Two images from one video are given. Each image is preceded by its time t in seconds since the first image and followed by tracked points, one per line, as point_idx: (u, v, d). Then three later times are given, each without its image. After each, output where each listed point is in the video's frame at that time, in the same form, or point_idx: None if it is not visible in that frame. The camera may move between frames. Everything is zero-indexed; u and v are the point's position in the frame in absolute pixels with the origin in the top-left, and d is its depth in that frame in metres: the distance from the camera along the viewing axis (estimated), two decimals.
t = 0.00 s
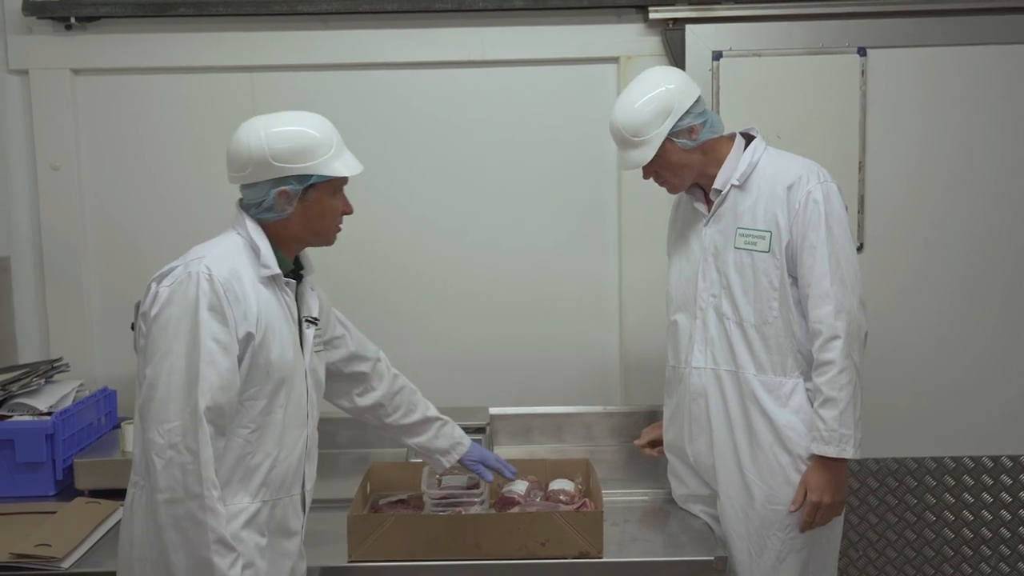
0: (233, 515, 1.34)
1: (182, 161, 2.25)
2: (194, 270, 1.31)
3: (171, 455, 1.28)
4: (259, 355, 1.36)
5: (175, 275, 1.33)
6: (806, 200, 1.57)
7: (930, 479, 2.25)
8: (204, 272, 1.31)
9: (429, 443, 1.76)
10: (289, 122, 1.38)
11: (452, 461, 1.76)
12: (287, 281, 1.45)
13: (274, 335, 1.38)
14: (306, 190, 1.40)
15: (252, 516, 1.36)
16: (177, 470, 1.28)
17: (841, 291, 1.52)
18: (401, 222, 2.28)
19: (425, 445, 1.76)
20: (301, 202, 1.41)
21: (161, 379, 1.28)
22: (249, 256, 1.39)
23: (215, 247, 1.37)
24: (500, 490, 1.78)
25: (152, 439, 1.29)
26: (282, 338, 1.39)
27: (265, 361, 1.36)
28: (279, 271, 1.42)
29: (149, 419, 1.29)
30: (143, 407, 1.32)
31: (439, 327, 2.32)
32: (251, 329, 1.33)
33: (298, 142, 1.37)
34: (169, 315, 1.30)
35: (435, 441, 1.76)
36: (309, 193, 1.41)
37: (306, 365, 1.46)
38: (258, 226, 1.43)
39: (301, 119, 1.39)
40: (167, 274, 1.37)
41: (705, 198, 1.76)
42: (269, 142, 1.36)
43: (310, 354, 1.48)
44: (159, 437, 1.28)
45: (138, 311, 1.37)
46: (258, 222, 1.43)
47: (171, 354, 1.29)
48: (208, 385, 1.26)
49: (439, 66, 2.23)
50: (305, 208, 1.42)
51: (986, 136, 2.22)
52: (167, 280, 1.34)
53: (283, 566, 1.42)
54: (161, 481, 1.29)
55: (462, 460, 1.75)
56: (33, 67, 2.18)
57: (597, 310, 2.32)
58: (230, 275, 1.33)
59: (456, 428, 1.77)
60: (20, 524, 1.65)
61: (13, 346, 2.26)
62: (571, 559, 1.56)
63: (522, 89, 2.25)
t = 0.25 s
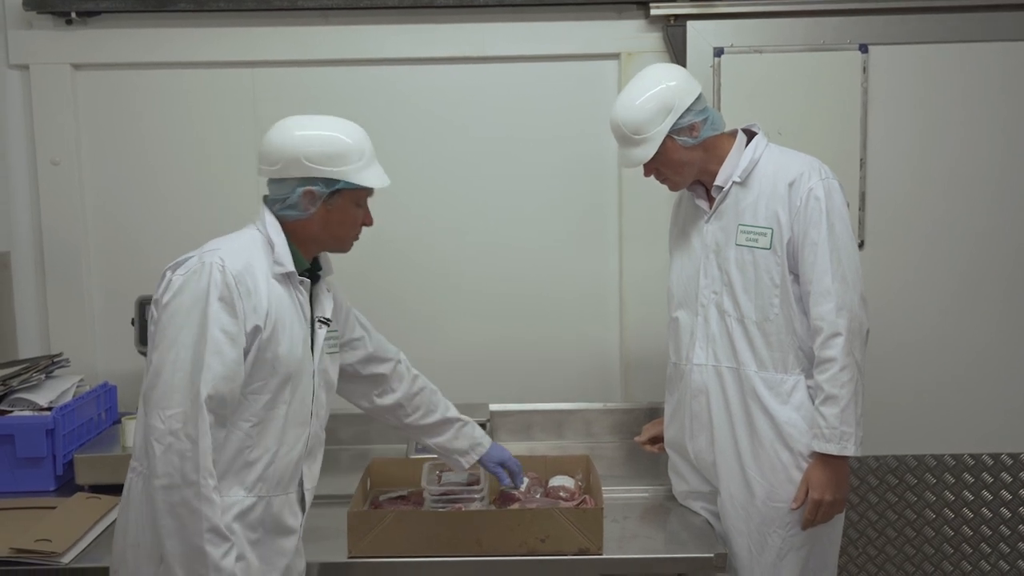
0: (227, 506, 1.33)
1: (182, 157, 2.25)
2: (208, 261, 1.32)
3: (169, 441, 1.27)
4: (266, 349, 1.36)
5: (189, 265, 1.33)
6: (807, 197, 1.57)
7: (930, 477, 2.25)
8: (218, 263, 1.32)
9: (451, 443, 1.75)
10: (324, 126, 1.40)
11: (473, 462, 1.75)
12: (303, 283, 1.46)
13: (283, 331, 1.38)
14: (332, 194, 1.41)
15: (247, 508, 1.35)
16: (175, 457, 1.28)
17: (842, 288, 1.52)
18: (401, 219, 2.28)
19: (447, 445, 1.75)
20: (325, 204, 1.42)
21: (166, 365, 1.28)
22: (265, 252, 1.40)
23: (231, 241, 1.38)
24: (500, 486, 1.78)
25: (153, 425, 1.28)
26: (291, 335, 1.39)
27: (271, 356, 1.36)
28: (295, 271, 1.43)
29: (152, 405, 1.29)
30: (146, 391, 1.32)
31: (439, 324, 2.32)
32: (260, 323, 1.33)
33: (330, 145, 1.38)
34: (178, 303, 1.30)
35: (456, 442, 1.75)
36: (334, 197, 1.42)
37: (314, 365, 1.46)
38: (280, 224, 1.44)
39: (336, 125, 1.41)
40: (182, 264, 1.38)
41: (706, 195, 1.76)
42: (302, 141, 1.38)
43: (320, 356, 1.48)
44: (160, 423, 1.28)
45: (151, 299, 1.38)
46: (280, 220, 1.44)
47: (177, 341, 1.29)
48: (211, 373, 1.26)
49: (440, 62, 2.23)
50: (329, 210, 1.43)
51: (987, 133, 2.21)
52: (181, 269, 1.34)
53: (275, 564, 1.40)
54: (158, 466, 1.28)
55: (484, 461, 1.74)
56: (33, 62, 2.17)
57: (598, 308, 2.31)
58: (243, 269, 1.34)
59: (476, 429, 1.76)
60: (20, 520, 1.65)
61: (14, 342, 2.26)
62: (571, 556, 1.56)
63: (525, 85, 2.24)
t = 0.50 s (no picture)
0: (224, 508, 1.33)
1: (184, 156, 2.25)
2: (223, 263, 1.32)
3: (174, 440, 1.25)
4: (273, 354, 1.36)
5: (204, 264, 1.33)
6: (809, 198, 1.56)
7: (931, 478, 2.25)
8: (233, 265, 1.31)
9: (466, 448, 1.74)
10: (351, 141, 1.40)
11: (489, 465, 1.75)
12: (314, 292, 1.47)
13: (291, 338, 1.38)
14: (351, 208, 1.42)
15: (242, 510, 1.36)
16: (179, 456, 1.26)
17: (844, 290, 1.52)
18: (403, 218, 2.28)
19: (462, 451, 1.74)
20: (343, 217, 1.43)
21: (175, 361, 1.27)
22: (279, 258, 1.41)
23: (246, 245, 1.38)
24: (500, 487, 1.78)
25: (159, 422, 1.26)
26: (298, 343, 1.39)
27: (278, 362, 1.36)
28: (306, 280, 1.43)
29: (158, 402, 1.27)
30: (151, 387, 1.30)
31: (440, 324, 2.32)
32: (270, 328, 1.33)
33: (356, 160, 1.38)
34: (190, 302, 1.29)
35: (471, 447, 1.74)
36: (353, 212, 1.43)
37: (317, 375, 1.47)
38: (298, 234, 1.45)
39: (363, 140, 1.42)
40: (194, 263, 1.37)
41: (708, 196, 1.76)
42: (329, 154, 1.38)
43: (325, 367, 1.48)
44: (166, 421, 1.26)
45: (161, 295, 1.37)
46: (298, 230, 1.44)
47: (187, 339, 1.27)
48: (220, 374, 1.25)
49: (441, 62, 2.23)
50: (347, 224, 1.44)
51: (988, 133, 2.21)
52: (195, 268, 1.33)
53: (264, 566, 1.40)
54: (162, 464, 1.26)
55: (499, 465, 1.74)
56: (35, 61, 2.17)
57: (598, 308, 2.31)
58: (257, 273, 1.34)
59: (491, 434, 1.75)
60: (21, 519, 1.65)
61: (15, 341, 2.26)
62: (571, 557, 1.55)
63: (531, 88, 2.24)
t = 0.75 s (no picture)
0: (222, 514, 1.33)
1: (184, 157, 2.25)
2: (212, 266, 1.31)
3: (168, 449, 1.26)
4: (266, 357, 1.36)
5: (192, 269, 1.32)
6: (808, 200, 1.56)
7: (931, 480, 2.25)
8: (222, 269, 1.31)
9: (449, 447, 1.76)
10: (339, 139, 1.39)
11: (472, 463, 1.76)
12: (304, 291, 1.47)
13: (283, 340, 1.38)
14: (340, 207, 1.41)
15: (241, 515, 1.36)
16: (173, 466, 1.26)
17: (843, 291, 1.52)
18: (403, 219, 2.28)
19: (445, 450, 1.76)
20: (332, 216, 1.42)
21: (167, 370, 1.27)
22: (268, 259, 1.40)
23: (234, 247, 1.37)
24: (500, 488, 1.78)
25: (151, 432, 1.26)
26: (290, 344, 1.39)
27: (271, 364, 1.37)
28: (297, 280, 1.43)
29: (150, 411, 1.27)
30: (144, 396, 1.30)
31: (440, 325, 2.32)
32: (262, 331, 1.33)
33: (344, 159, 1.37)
34: (179, 308, 1.29)
35: (454, 446, 1.76)
36: (342, 210, 1.42)
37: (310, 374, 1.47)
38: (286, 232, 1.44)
39: (351, 138, 1.41)
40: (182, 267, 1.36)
41: (708, 198, 1.75)
42: (316, 153, 1.37)
43: (318, 365, 1.48)
44: (158, 431, 1.26)
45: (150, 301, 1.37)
46: (286, 228, 1.43)
47: (178, 347, 1.27)
48: (212, 382, 1.25)
49: (442, 63, 2.22)
50: (336, 222, 1.43)
51: (987, 134, 2.21)
52: (183, 272, 1.33)
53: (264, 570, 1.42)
54: (156, 474, 1.27)
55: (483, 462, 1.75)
56: (35, 62, 2.17)
57: (598, 309, 2.31)
58: (247, 276, 1.34)
59: (472, 432, 1.76)
60: (21, 520, 1.65)
61: (15, 342, 2.26)
62: (571, 558, 1.55)
63: (528, 89, 2.24)
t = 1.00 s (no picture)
0: (224, 527, 1.34)
1: (182, 158, 2.25)
2: (176, 278, 1.28)
3: (157, 475, 1.25)
4: (247, 361, 1.35)
5: (156, 283, 1.28)
6: (806, 200, 1.56)
7: (931, 480, 2.25)
8: (188, 280, 1.28)
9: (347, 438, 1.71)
10: (279, 117, 1.36)
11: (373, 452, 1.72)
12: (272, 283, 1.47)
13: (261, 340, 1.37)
14: (290, 188, 1.39)
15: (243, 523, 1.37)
16: (164, 491, 1.26)
17: (841, 291, 1.51)
18: (402, 220, 2.28)
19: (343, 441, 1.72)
20: (283, 199, 1.40)
21: (145, 395, 1.25)
22: (232, 260, 1.38)
23: (195, 252, 1.33)
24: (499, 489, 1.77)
25: (138, 460, 1.25)
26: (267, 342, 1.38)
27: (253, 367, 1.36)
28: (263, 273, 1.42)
29: (133, 438, 1.26)
30: (125, 421, 1.29)
31: (439, 326, 2.31)
32: (239, 336, 1.32)
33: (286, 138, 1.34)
34: (151, 328, 1.26)
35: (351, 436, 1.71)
36: (293, 191, 1.39)
37: (288, 364, 1.47)
38: (240, 224, 1.42)
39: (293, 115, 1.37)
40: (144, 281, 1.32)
41: (706, 198, 1.76)
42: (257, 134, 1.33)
43: (294, 351, 1.51)
44: (145, 457, 1.25)
45: (116, 318, 1.33)
46: (239, 220, 1.41)
47: (154, 370, 1.25)
48: (196, 401, 1.24)
49: (442, 63, 2.22)
50: (289, 205, 1.41)
51: (987, 135, 2.21)
52: (147, 288, 1.29)
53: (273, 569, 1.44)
54: (148, 501, 1.26)
55: (383, 449, 1.72)
56: (34, 62, 2.17)
57: (598, 309, 2.31)
58: (215, 283, 1.31)
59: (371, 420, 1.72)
60: (19, 520, 1.65)
61: (13, 342, 2.26)
62: (571, 558, 1.55)
63: (524, 89, 2.24)
